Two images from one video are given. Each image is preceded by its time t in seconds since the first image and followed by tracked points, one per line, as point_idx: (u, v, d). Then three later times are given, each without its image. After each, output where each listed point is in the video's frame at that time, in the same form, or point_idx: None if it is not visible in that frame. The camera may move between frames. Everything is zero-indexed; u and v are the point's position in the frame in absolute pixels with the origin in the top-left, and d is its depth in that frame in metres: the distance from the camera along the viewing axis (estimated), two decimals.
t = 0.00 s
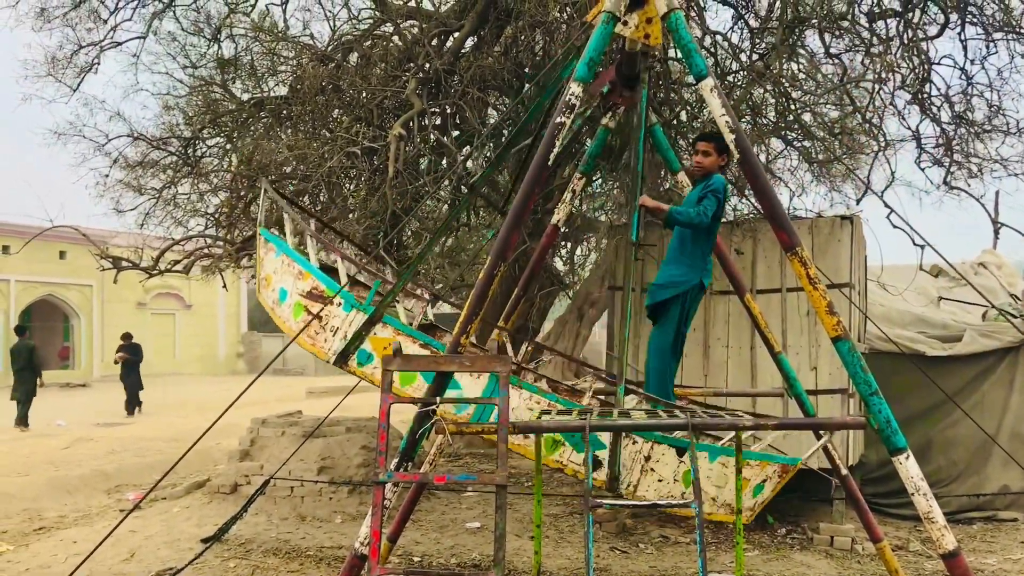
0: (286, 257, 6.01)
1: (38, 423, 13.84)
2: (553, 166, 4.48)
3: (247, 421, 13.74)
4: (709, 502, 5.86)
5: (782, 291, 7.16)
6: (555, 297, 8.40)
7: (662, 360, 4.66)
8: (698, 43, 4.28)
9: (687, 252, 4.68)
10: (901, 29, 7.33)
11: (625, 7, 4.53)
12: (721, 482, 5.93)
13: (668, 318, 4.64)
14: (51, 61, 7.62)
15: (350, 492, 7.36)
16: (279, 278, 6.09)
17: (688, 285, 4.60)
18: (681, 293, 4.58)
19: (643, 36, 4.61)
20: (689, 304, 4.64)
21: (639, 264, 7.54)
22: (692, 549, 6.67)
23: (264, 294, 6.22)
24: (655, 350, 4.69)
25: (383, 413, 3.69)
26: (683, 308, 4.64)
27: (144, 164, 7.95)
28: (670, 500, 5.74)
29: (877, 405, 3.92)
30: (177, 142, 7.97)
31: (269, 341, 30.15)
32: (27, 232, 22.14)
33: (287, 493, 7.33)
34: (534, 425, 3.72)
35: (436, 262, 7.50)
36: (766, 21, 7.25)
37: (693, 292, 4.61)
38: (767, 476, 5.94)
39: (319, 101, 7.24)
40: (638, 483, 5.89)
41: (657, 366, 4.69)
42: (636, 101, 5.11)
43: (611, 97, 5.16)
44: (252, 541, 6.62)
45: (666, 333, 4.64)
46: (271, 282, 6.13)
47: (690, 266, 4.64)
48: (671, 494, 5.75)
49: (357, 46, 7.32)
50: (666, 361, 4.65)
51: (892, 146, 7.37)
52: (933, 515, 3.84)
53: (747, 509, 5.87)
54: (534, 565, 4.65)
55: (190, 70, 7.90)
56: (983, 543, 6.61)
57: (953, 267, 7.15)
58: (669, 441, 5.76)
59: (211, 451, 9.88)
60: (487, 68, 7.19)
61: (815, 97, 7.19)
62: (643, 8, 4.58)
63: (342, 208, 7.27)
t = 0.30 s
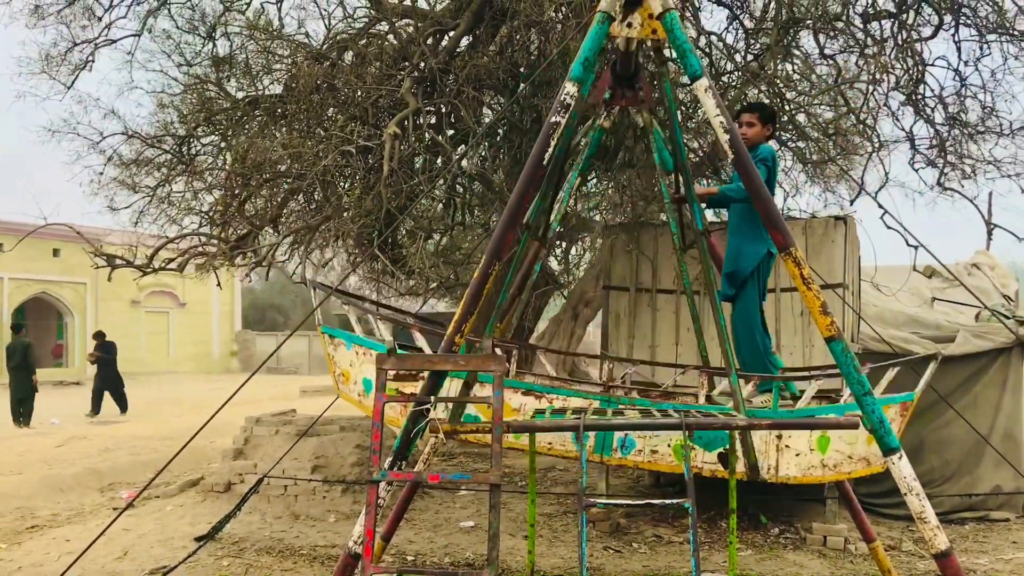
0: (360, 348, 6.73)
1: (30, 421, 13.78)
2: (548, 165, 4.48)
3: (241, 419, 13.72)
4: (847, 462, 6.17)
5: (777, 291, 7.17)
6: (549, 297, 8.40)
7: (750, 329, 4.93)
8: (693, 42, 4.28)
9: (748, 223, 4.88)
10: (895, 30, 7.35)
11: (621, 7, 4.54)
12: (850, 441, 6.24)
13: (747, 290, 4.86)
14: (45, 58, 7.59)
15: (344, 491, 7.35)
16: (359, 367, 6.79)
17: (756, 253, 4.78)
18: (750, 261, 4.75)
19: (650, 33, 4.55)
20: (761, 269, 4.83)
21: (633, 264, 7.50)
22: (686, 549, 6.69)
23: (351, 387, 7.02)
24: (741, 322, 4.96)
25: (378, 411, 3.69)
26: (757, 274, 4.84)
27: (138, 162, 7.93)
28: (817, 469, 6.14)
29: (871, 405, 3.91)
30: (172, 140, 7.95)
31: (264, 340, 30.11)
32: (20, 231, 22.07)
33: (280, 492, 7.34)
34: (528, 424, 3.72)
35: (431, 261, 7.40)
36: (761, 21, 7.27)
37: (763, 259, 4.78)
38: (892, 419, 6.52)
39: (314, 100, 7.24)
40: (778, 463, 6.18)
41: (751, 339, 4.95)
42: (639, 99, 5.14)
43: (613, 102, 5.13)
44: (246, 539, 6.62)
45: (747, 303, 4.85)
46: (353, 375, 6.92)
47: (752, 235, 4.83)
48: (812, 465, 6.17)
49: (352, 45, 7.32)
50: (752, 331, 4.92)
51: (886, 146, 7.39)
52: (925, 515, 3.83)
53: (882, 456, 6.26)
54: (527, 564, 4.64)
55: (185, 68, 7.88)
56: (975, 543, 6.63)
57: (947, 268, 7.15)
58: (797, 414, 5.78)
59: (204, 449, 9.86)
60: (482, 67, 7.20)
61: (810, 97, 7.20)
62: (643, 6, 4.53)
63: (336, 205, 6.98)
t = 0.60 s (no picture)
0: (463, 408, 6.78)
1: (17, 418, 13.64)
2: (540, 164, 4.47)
3: (230, 416, 13.68)
4: (958, 388, 5.52)
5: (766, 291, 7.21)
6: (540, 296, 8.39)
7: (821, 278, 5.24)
8: (685, 42, 4.29)
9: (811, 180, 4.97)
10: (886, 33, 7.38)
11: (615, 7, 4.56)
12: (954, 364, 5.56)
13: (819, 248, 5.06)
14: (35, 53, 7.55)
15: (333, 489, 7.34)
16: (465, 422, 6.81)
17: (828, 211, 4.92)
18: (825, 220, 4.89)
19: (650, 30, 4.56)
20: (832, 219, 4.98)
21: (624, 263, 7.53)
22: (674, 548, 6.69)
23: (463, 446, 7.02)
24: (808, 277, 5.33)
25: (368, 409, 3.67)
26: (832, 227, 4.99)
27: (128, 158, 7.88)
28: (932, 401, 5.47)
29: (860, 405, 3.93)
30: (162, 136, 7.92)
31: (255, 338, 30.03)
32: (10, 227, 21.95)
33: (269, 489, 7.32)
34: (518, 423, 3.72)
35: (422, 258, 7.41)
36: (753, 23, 7.28)
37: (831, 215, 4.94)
38: (983, 332, 5.71)
39: (306, 97, 7.23)
40: (897, 405, 5.45)
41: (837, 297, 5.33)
42: (637, 96, 5.14)
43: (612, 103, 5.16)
44: (234, 537, 6.60)
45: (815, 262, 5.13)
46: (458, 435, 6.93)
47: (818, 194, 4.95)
48: (927, 398, 5.48)
49: (343, 42, 7.30)
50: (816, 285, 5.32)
51: (877, 148, 7.41)
52: (913, 515, 3.86)
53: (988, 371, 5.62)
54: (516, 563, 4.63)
55: (176, 63, 7.84)
56: (962, 544, 6.66)
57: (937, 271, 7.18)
58: (899, 353, 5.44)
59: (193, 447, 9.82)
60: (474, 66, 7.19)
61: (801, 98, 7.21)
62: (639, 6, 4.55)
63: (328, 203, 6.99)
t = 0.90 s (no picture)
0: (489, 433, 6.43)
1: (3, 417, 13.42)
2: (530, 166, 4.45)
3: (216, 416, 13.62)
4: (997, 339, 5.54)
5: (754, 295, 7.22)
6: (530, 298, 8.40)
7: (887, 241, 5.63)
8: (676, 47, 4.28)
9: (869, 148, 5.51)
10: (876, 39, 7.41)
11: (606, 10, 4.56)
12: (988, 317, 5.57)
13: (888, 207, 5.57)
14: (22, 50, 7.50)
15: (319, 490, 7.32)
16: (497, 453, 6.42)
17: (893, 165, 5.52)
18: (897, 175, 5.52)
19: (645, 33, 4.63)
20: (901, 170, 5.61)
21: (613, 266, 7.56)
22: (661, 551, 6.70)
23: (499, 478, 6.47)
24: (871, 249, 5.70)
25: (355, 411, 3.63)
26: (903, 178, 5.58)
27: (116, 156, 7.84)
28: (976, 355, 5.44)
29: (846, 409, 3.96)
30: (150, 135, 7.88)
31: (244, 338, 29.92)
32: None
33: (255, 490, 7.29)
34: (506, 425, 3.70)
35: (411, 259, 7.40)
36: (743, 27, 7.30)
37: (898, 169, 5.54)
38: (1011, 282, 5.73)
39: (295, 97, 7.20)
40: (942, 365, 5.37)
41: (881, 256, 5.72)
42: (631, 96, 5.28)
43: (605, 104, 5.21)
44: (220, 538, 6.56)
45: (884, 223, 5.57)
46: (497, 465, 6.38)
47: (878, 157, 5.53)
48: (970, 354, 5.44)
49: (333, 42, 7.28)
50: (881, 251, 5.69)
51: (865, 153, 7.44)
52: (899, 519, 3.88)
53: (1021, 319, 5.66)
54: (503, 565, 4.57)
55: (165, 62, 7.81)
56: (946, 548, 6.68)
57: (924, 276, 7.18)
58: (934, 315, 5.38)
59: (180, 447, 9.78)
60: (465, 67, 7.18)
61: (791, 103, 7.22)
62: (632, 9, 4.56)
63: (317, 203, 6.97)
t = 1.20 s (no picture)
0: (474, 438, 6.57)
1: None
2: (522, 173, 4.43)
3: (204, 421, 13.56)
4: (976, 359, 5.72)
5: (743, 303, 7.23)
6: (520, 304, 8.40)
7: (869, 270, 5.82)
8: (668, 56, 4.27)
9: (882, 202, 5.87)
10: (866, 50, 7.45)
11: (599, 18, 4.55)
12: (968, 338, 5.75)
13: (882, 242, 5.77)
14: (13, 51, 7.47)
15: (307, 496, 7.29)
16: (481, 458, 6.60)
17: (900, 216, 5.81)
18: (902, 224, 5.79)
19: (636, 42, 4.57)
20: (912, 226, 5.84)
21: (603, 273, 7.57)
22: (648, 559, 6.70)
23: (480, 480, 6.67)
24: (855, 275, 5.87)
25: (343, 416, 3.57)
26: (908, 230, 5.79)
27: (106, 159, 7.81)
28: (955, 375, 5.56)
29: (835, 419, 3.95)
30: (141, 138, 7.86)
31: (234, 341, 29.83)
32: None
33: (242, 496, 7.26)
34: (494, 432, 3.65)
35: (401, 265, 7.40)
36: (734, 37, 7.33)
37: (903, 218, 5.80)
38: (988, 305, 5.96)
39: (287, 101, 7.20)
40: (920, 385, 5.49)
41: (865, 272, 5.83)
42: (622, 105, 5.21)
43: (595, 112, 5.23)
44: (206, 543, 6.53)
45: (872, 253, 5.76)
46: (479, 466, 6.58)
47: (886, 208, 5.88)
48: (948, 374, 5.55)
49: (326, 47, 7.27)
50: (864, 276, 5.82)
51: (855, 164, 7.48)
52: (886, 530, 3.87)
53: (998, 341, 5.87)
54: None
55: (157, 65, 7.79)
56: (933, 558, 6.70)
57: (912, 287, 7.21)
58: (915, 334, 5.49)
59: (168, 451, 9.74)
60: (457, 74, 7.19)
61: (782, 113, 7.25)
62: (623, 18, 4.56)
63: (307, 208, 6.97)
